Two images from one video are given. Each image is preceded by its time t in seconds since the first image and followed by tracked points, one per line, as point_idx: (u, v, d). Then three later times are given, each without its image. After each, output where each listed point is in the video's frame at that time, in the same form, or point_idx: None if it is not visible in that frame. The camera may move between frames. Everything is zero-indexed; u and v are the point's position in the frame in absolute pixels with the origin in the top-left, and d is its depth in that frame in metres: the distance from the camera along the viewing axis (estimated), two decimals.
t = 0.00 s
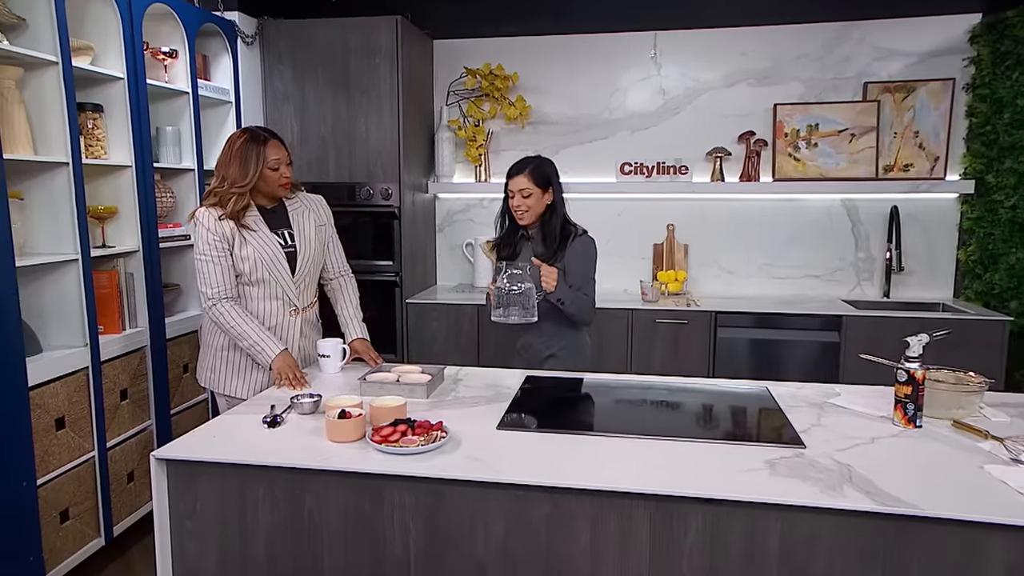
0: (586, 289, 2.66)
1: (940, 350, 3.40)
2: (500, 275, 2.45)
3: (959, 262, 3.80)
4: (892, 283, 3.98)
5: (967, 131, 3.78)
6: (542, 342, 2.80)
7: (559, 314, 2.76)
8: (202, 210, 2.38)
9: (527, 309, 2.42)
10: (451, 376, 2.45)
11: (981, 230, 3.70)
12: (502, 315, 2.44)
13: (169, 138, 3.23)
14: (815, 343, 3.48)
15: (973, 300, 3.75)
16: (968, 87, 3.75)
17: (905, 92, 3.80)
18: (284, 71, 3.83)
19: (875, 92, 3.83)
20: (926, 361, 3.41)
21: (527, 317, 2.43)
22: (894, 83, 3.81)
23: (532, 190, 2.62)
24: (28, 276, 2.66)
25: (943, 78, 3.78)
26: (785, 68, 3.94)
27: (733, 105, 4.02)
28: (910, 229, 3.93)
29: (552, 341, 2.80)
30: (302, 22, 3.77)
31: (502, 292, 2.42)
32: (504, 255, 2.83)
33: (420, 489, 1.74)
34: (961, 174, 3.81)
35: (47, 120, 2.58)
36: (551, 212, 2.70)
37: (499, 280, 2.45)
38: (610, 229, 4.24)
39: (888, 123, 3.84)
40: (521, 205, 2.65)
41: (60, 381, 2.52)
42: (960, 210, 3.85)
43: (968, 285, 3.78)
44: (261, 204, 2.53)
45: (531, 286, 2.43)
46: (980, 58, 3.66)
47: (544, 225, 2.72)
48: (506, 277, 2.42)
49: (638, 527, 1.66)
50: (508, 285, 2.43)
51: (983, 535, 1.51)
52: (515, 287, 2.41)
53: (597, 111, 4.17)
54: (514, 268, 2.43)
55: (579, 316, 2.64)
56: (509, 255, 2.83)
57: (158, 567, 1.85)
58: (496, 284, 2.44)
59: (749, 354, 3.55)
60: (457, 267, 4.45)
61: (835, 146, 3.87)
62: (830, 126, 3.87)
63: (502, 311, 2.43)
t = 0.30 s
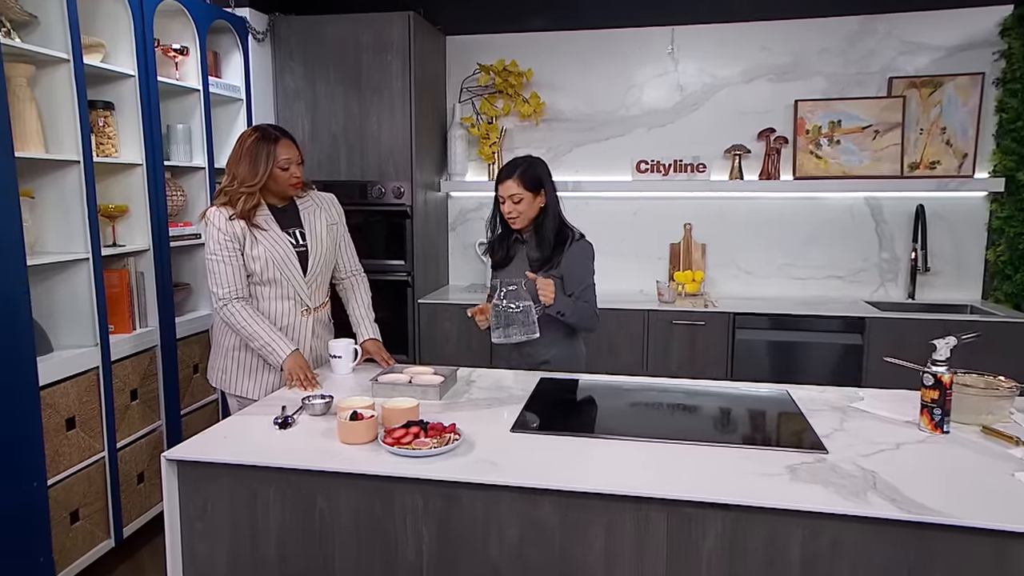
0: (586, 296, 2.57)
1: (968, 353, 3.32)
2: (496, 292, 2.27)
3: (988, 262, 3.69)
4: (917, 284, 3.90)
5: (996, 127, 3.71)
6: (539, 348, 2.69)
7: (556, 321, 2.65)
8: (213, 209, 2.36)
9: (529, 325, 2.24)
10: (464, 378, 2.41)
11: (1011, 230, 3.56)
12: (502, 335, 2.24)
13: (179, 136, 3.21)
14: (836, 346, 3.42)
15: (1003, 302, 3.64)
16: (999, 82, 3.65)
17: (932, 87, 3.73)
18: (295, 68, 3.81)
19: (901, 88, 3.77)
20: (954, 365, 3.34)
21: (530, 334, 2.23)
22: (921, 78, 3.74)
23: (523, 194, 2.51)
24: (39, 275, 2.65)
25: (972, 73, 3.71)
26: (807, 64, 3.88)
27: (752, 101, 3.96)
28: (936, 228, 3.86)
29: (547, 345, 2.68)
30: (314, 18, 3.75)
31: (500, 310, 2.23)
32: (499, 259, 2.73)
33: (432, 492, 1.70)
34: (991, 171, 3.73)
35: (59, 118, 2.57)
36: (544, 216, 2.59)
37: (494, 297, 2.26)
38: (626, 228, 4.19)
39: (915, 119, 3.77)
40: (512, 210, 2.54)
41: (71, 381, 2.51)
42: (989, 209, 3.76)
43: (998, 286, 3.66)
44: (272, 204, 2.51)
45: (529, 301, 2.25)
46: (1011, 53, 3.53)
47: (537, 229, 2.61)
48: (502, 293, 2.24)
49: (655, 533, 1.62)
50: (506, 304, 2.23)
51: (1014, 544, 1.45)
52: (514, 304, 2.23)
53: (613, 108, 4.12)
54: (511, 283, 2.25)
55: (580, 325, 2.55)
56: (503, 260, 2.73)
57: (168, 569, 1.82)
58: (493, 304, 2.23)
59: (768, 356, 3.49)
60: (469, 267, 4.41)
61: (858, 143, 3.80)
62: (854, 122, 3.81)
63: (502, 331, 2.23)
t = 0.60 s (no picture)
0: (587, 299, 2.51)
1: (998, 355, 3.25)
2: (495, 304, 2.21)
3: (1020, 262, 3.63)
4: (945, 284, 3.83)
5: None
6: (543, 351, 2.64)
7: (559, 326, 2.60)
8: (224, 208, 2.34)
9: (531, 337, 2.17)
10: (478, 379, 2.37)
11: None
12: (503, 348, 2.18)
13: (190, 133, 3.19)
14: (860, 349, 3.35)
15: None
16: None
17: (960, 82, 3.66)
18: (306, 65, 3.79)
19: (929, 82, 3.69)
20: (984, 367, 3.27)
21: (533, 347, 2.17)
22: (949, 72, 3.67)
23: (519, 198, 2.44)
24: (52, 273, 2.64)
25: (1003, 66, 3.63)
26: (830, 58, 3.81)
27: (772, 98, 3.90)
28: (964, 228, 3.78)
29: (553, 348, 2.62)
30: (327, 14, 3.72)
31: (501, 323, 2.17)
32: (499, 261, 2.68)
33: (446, 495, 1.67)
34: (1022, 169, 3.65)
35: (70, 116, 2.56)
36: (542, 217, 2.53)
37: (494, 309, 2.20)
38: (642, 227, 4.14)
39: (943, 115, 3.70)
40: (509, 214, 2.47)
41: (82, 381, 2.51)
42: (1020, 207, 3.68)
43: None
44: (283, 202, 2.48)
45: (530, 312, 2.19)
46: None
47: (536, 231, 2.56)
48: (502, 305, 2.18)
49: (673, 540, 1.58)
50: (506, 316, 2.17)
51: None
52: (514, 315, 2.17)
53: (629, 104, 4.07)
54: (511, 294, 2.19)
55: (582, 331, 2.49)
56: (503, 262, 2.67)
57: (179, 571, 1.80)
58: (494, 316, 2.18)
59: (787, 357, 3.43)
60: (483, 266, 4.38)
61: (885, 141, 3.74)
62: (880, 118, 3.74)
63: (503, 344, 2.17)
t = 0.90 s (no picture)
0: (593, 299, 2.48)
1: None
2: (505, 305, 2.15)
3: None
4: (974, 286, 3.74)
5: None
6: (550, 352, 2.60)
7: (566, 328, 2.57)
8: (236, 207, 2.32)
9: (539, 340, 2.12)
10: (493, 381, 2.33)
11: None
12: (511, 350, 2.12)
13: (202, 132, 3.18)
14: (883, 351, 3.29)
15: None
16: None
17: (991, 76, 3.58)
18: (319, 61, 3.77)
19: (958, 76, 3.61)
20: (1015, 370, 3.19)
21: (540, 350, 2.11)
22: (979, 67, 3.59)
23: (521, 198, 2.39)
24: (63, 271, 2.64)
25: None
26: (855, 52, 3.74)
27: (794, 93, 3.84)
28: (995, 226, 3.70)
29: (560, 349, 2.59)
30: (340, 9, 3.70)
31: (509, 324, 2.11)
32: (501, 262, 2.62)
33: (459, 499, 1.63)
34: None
35: (81, 113, 2.55)
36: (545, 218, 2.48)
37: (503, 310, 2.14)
38: (660, 227, 4.08)
39: (972, 111, 3.61)
40: (511, 214, 2.42)
41: (93, 380, 2.50)
42: None
43: None
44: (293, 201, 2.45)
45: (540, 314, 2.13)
46: None
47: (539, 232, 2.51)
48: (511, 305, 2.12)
49: (692, 547, 1.53)
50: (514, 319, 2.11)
51: None
52: (523, 317, 2.11)
53: (647, 101, 4.01)
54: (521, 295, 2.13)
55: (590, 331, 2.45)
56: (507, 264, 2.62)
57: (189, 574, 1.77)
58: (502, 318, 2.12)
59: (808, 359, 3.37)
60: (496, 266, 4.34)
61: (910, 137, 3.66)
62: (905, 115, 3.66)
63: (511, 346, 2.11)
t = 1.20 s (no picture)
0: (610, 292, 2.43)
1: None
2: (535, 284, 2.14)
3: None
4: (1005, 287, 3.66)
5: None
6: (563, 352, 2.56)
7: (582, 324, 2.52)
8: (248, 206, 2.30)
9: (563, 325, 2.12)
10: (507, 383, 2.29)
11: None
12: (535, 331, 2.13)
13: (214, 130, 3.16)
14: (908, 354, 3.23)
15: None
16: None
17: None
18: (331, 58, 3.74)
19: (989, 70, 3.54)
20: None
21: (563, 335, 2.12)
22: (1011, 61, 3.52)
23: (541, 184, 2.33)
24: (75, 270, 2.63)
25: None
26: (882, 46, 3.68)
27: (816, 89, 3.77)
28: None
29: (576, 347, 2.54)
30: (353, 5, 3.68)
31: (535, 305, 2.11)
32: (508, 255, 2.55)
33: (473, 503, 1.60)
34: None
35: (94, 111, 2.53)
36: (561, 210, 2.42)
37: (533, 289, 2.14)
38: (678, 226, 4.03)
39: (1003, 106, 3.54)
40: (527, 202, 2.34)
41: (105, 380, 2.49)
42: None
43: None
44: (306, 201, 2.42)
45: (569, 300, 2.12)
46: None
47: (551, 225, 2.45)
48: (541, 286, 2.11)
49: (712, 554, 1.49)
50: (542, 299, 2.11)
51: None
52: (550, 298, 2.11)
53: (665, 97, 3.96)
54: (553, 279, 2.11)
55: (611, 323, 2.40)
56: (515, 257, 2.55)
57: None
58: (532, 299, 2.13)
59: (829, 360, 3.32)
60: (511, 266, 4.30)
61: (939, 134, 3.59)
62: (934, 110, 3.59)
63: (535, 326, 2.12)
